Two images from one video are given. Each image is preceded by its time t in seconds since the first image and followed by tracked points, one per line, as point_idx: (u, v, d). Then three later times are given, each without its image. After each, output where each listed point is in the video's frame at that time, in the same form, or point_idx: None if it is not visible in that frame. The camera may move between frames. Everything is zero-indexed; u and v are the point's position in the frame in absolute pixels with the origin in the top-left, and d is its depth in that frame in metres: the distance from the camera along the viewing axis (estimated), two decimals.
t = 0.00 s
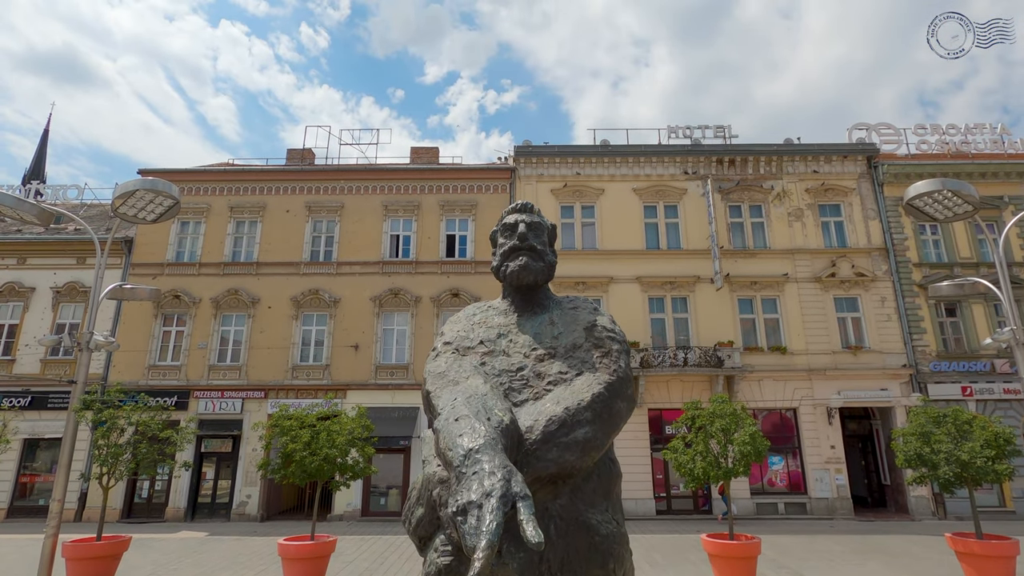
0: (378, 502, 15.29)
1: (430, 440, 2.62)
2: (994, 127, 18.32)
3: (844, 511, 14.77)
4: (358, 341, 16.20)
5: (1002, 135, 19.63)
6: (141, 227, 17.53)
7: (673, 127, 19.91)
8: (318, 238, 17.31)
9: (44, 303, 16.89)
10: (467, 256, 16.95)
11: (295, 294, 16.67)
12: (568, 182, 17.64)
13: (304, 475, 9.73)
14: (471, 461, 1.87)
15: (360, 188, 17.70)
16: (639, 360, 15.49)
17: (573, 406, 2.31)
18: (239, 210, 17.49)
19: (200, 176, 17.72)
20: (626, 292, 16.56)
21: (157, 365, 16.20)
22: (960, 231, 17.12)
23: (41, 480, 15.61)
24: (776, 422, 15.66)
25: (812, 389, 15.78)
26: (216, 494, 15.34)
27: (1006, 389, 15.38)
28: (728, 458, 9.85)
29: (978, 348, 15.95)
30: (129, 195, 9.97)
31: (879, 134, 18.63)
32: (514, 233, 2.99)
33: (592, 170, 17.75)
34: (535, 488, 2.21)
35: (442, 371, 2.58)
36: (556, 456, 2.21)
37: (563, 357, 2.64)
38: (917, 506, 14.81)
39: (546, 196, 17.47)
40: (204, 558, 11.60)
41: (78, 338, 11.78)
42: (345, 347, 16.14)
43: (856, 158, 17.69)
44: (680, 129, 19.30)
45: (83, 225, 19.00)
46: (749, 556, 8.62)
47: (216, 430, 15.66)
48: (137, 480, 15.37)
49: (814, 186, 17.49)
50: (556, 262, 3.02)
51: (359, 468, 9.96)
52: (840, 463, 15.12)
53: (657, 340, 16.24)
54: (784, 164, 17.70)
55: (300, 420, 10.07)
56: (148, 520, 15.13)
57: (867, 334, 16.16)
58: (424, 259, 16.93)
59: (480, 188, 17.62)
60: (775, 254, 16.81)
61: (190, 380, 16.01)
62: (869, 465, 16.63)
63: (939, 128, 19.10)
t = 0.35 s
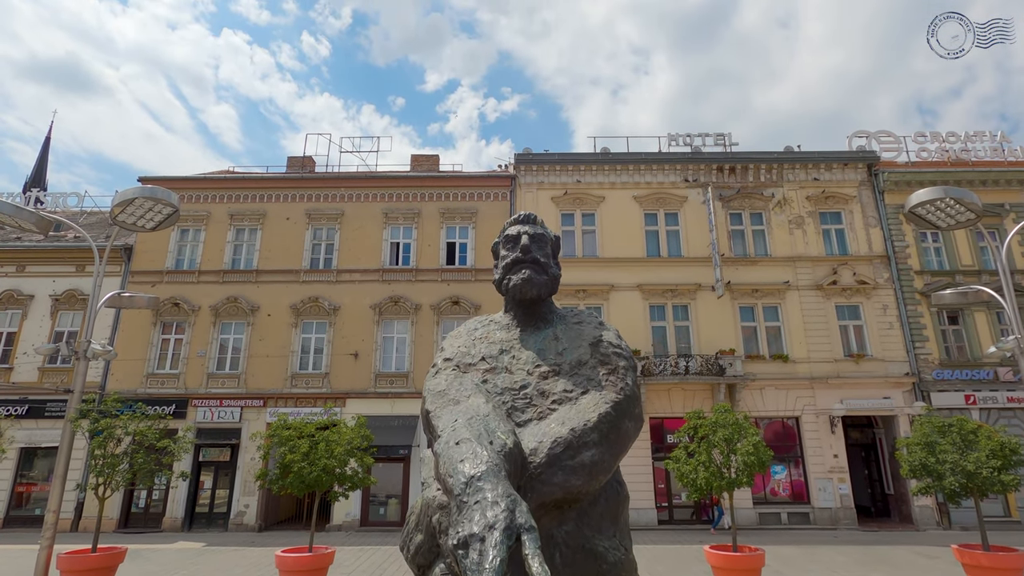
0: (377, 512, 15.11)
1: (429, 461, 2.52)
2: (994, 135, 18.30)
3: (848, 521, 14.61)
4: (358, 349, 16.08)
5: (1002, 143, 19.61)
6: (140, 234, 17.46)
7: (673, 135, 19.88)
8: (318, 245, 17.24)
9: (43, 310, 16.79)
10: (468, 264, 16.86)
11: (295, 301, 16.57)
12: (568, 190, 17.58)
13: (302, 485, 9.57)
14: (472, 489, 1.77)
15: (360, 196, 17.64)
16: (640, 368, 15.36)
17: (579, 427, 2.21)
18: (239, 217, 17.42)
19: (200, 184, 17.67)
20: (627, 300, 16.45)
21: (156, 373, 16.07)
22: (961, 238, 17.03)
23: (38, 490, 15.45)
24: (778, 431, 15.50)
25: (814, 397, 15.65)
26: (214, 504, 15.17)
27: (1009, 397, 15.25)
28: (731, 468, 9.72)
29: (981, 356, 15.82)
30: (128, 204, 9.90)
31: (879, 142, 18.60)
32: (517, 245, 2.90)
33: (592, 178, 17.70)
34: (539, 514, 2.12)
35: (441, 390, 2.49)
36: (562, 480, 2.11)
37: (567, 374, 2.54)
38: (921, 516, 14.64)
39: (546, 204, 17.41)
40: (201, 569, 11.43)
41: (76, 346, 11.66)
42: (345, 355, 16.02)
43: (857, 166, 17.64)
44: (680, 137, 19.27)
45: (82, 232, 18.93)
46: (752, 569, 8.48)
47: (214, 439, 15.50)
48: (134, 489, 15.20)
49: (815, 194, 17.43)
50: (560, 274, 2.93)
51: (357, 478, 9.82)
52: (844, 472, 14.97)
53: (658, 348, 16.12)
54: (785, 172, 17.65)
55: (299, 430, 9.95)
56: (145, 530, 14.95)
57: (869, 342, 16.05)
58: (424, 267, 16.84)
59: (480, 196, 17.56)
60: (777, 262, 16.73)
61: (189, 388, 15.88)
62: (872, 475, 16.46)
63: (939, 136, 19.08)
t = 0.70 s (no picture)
0: (377, 517, 15.00)
1: (430, 471, 2.43)
2: (995, 139, 18.25)
3: (850, 526, 14.49)
4: (358, 353, 15.98)
5: (1003, 146, 19.55)
6: (140, 238, 17.38)
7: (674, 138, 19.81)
8: (318, 249, 17.15)
9: (42, 314, 16.71)
10: (468, 268, 16.78)
11: (295, 305, 16.49)
12: (569, 194, 17.51)
13: (301, 491, 9.48)
14: (477, 504, 1.69)
15: (360, 199, 17.57)
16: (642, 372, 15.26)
17: (586, 437, 2.12)
18: (239, 221, 17.35)
19: (200, 187, 17.61)
20: (628, 303, 16.37)
21: (155, 377, 15.97)
22: (963, 242, 16.95)
23: (36, 494, 15.34)
24: (780, 435, 15.39)
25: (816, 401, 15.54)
26: (213, 508, 15.07)
27: (1012, 401, 15.16)
28: (734, 473, 9.61)
29: (984, 360, 15.73)
30: (127, 207, 9.83)
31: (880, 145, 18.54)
32: (521, 248, 2.82)
33: (593, 181, 17.63)
34: (546, 528, 2.03)
35: (443, 399, 2.40)
36: (569, 493, 2.03)
37: (574, 382, 2.46)
38: (924, 521, 14.53)
39: (546, 207, 17.33)
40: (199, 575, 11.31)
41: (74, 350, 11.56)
42: (344, 359, 15.92)
43: (858, 169, 17.58)
44: (681, 140, 19.21)
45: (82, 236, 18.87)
46: None
47: (213, 443, 15.39)
48: (132, 494, 15.10)
49: (816, 197, 17.37)
50: (566, 279, 2.86)
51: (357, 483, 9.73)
52: (846, 477, 14.86)
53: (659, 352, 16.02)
54: (786, 175, 17.58)
55: (298, 435, 9.86)
56: (143, 535, 14.85)
57: (871, 346, 15.95)
58: (424, 270, 16.77)
59: (480, 199, 17.49)
60: (778, 265, 16.65)
61: (188, 392, 15.78)
62: (875, 480, 16.35)
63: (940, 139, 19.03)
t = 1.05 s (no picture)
0: (376, 520, 14.88)
1: (431, 479, 2.34)
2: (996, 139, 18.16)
3: (853, 528, 14.40)
4: (358, 354, 15.88)
5: (1004, 147, 19.46)
6: (140, 239, 17.29)
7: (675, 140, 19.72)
8: (318, 250, 17.06)
9: (41, 316, 16.62)
10: (469, 269, 16.68)
11: (295, 306, 16.40)
12: (570, 195, 17.41)
13: (301, 494, 9.39)
14: (480, 515, 1.60)
15: (360, 200, 17.49)
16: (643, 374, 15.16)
17: (594, 444, 2.03)
18: (239, 222, 17.26)
19: (200, 188, 17.52)
20: (629, 304, 16.27)
21: (154, 379, 15.87)
22: (965, 242, 16.86)
23: (35, 497, 15.24)
24: (782, 437, 15.28)
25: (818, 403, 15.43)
26: (213, 510, 14.97)
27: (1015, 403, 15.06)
28: (737, 476, 9.50)
29: (986, 361, 15.62)
30: (126, 208, 9.75)
31: (881, 146, 18.44)
32: (524, 247, 2.73)
33: (593, 182, 17.54)
34: (553, 539, 1.95)
35: (444, 404, 2.31)
36: (577, 502, 1.93)
37: (580, 386, 2.37)
38: (927, 523, 14.41)
39: (547, 208, 17.23)
40: None
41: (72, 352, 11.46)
42: (345, 361, 15.82)
43: (859, 170, 17.49)
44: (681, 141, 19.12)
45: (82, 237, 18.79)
46: None
47: (213, 445, 15.28)
48: (131, 496, 15.00)
49: (817, 198, 17.27)
50: (571, 278, 2.77)
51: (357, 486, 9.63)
52: (848, 479, 14.76)
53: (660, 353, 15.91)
54: (787, 176, 17.49)
55: (298, 438, 9.77)
56: (141, 538, 14.75)
57: (873, 348, 15.85)
58: (424, 271, 16.68)
59: (481, 200, 17.39)
60: (780, 266, 16.55)
61: (187, 394, 15.68)
62: (877, 482, 16.23)
63: (941, 140, 18.93)
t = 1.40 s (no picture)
0: (376, 522, 14.79)
1: (431, 487, 2.26)
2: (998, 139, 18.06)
3: (855, 530, 14.31)
4: (358, 355, 15.79)
5: (1006, 147, 19.36)
6: (139, 239, 17.20)
7: (675, 140, 19.63)
8: (318, 250, 16.98)
9: (40, 316, 16.52)
10: (469, 270, 16.58)
11: (294, 307, 16.31)
12: (570, 195, 17.32)
13: (300, 496, 9.30)
14: (483, 529, 1.51)
15: (360, 200, 17.40)
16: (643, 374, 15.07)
17: (601, 451, 1.94)
18: (238, 223, 17.18)
19: (200, 189, 17.44)
20: (629, 305, 16.18)
21: (153, 380, 15.78)
22: (967, 243, 16.76)
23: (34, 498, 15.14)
24: (784, 438, 15.18)
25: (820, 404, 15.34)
26: (212, 511, 14.88)
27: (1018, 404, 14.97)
28: (739, 478, 9.40)
29: (989, 362, 15.52)
30: (124, 208, 9.67)
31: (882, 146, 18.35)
32: (528, 246, 2.65)
33: (594, 183, 17.44)
34: (558, 551, 1.86)
35: (443, 409, 2.22)
36: (583, 512, 1.84)
37: (585, 390, 2.28)
38: (929, 525, 14.30)
39: (547, 209, 17.14)
40: None
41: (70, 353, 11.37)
42: (345, 361, 15.73)
43: (861, 170, 17.40)
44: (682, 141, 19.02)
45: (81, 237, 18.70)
46: None
47: (212, 447, 15.19)
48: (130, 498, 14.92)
49: (819, 199, 17.18)
50: (575, 278, 2.68)
51: (357, 488, 9.53)
52: (850, 481, 14.67)
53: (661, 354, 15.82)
54: (788, 176, 17.40)
55: (297, 439, 9.68)
56: (141, 540, 14.66)
57: (874, 348, 15.76)
58: (424, 272, 16.59)
59: (481, 201, 17.30)
60: (781, 267, 16.45)
61: (187, 396, 15.59)
62: (879, 484, 16.13)
63: (943, 140, 18.84)
